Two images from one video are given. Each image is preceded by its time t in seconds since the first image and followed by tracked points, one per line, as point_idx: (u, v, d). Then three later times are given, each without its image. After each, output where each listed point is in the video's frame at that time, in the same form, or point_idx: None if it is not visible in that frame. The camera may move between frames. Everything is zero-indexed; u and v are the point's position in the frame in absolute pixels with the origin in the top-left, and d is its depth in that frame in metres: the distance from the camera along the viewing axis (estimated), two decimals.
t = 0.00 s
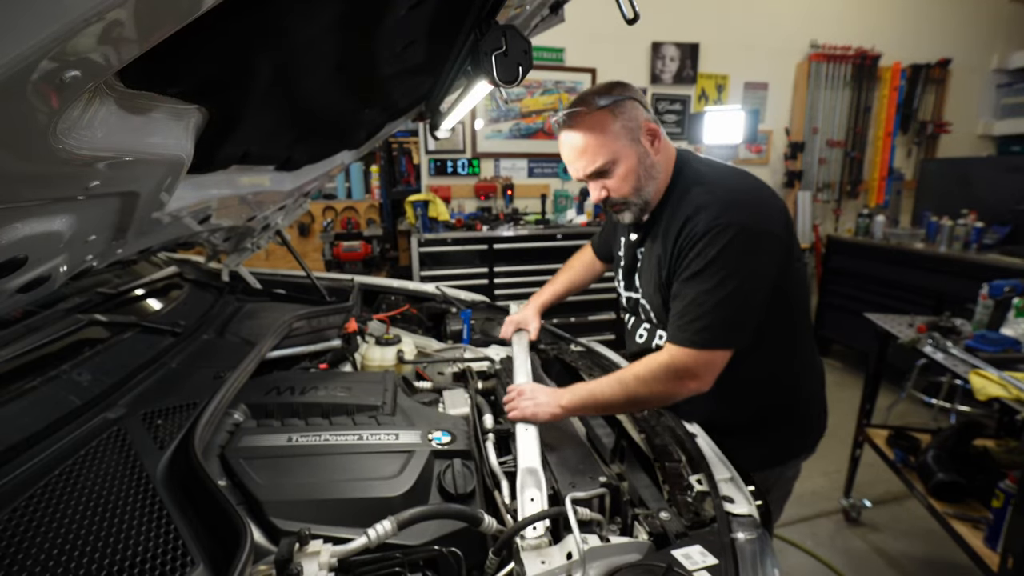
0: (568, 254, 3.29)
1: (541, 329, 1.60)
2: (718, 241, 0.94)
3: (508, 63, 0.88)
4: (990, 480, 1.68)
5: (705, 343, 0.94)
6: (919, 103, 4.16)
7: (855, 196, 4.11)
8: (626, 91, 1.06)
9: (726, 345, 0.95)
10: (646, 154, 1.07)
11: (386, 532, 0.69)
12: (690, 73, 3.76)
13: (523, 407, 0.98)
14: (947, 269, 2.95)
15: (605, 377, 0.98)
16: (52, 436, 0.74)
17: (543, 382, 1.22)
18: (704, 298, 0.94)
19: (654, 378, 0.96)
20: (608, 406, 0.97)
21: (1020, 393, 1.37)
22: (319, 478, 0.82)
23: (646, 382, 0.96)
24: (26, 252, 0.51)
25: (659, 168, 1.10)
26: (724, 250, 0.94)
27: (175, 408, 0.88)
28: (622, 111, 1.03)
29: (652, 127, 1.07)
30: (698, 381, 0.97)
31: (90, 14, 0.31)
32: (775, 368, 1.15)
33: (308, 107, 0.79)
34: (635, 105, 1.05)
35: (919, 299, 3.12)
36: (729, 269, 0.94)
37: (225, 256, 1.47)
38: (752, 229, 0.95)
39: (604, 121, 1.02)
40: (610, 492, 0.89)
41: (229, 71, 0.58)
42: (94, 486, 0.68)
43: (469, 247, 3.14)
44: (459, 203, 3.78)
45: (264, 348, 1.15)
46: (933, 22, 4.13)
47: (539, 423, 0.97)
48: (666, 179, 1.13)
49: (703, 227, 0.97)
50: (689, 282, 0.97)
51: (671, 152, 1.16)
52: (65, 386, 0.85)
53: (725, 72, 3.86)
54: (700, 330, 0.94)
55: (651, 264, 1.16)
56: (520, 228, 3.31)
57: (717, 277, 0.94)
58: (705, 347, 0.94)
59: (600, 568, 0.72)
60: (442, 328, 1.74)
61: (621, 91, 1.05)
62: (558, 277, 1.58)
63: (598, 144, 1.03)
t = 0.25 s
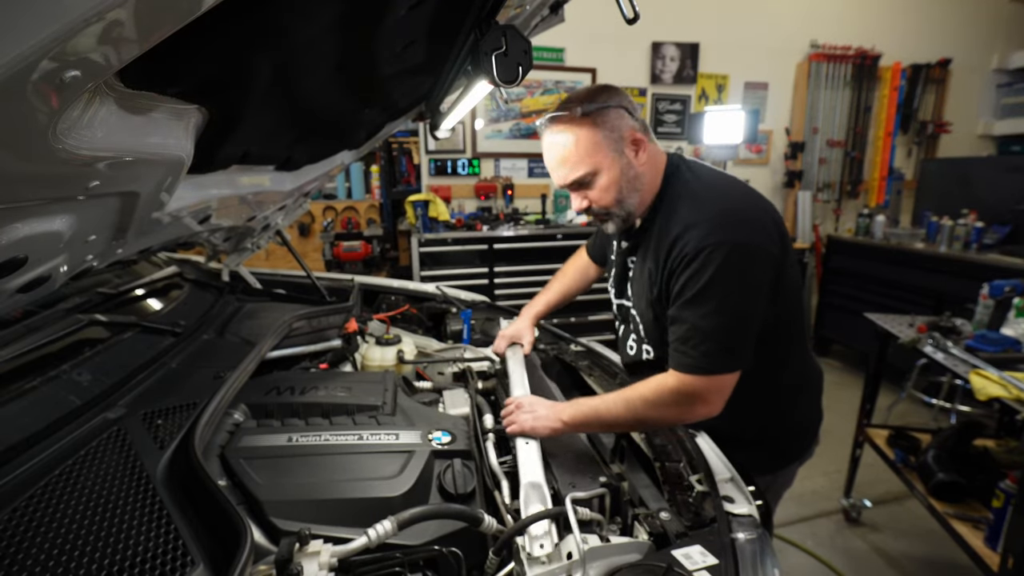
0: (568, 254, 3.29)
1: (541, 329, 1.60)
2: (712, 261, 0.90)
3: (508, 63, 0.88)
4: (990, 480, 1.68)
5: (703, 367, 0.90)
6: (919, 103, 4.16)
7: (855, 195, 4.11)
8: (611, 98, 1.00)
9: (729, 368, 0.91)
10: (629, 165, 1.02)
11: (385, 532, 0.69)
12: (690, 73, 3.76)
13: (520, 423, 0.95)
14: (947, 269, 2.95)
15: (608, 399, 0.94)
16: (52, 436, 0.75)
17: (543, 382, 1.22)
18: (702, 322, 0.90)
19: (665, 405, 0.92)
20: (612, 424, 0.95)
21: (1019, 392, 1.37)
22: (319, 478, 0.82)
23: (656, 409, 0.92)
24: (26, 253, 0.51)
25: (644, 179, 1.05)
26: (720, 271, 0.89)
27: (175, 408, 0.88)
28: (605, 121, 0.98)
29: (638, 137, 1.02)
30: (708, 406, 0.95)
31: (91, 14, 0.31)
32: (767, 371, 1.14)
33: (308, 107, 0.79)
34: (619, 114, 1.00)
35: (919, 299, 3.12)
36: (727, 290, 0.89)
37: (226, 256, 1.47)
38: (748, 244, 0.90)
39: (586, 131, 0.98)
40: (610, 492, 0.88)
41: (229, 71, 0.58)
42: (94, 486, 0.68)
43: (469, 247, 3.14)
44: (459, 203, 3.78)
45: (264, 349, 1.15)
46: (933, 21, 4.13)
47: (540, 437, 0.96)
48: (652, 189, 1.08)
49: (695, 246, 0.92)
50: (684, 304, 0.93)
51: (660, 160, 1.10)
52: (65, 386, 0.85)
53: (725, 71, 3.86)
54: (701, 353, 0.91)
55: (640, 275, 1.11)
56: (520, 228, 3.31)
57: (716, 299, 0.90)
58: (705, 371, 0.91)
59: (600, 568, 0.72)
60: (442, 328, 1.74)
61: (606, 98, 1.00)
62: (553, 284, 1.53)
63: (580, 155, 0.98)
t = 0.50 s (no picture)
0: (568, 254, 3.29)
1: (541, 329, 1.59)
2: (718, 269, 0.89)
3: (508, 63, 0.88)
4: (990, 480, 1.68)
5: (711, 376, 0.90)
6: (919, 103, 4.16)
7: (855, 195, 4.11)
8: (587, 120, 0.97)
9: (739, 377, 0.91)
10: (599, 189, 1.01)
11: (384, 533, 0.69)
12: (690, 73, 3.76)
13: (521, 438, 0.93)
14: (947, 269, 2.96)
15: (615, 410, 0.92)
16: (52, 436, 0.75)
17: (544, 383, 1.21)
18: (710, 331, 0.90)
19: (675, 415, 0.91)
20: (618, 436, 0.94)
21: (1020, 392, 1.37)
22: (319, 478, 0.82)
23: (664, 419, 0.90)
24: (26, 253, 0.51)
25: (619, 199, 1.03)
26: (728, 279, 0.89)
27: (175, 408, 0.88)
28: (572, 147, 0.97)
29: (610, 163, 0.98)
30: (717, 417, 0.94)
31: (91, 14, 0.31)
32: (766, 372, 1.14)
33: (308, 107, 0.79)
34: (590, 140, 0.96)
35: (919, 299, 3.12)
36: (735, 298, 0.89)
37: (226, 256, 1.47)
38: (753, 251, 0.90)
39: (555, 153, 0.99)
40: (610, 492, 0.88)
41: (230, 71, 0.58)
42: (94, 486, 0.68)
43: (469, 247, 3.14)
44: (459, 203, 3.78)
45: (264, 349, 1.15)
46: (933, 21, 4.13)
47: (542, 450, 0.94)
48: (633, 205, 1.06)
49: (701, 253, 0.91)
50: (692, 314, 0.92)
51: (648, 176, 1.04)
52: (65, 386, 0.85)
53: (725, 72, 3.86)
54: (711, 363, 0.90)
55: (641, 283, 1.10)
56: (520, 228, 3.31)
57: (723, 308, 0.89)
58: (712, 381, 0.90)
59: (600, 568, 0.72)
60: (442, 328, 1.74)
61: (581, 120, 0.97)
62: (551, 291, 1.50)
63: (548, 173, 1.03)
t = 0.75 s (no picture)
0: (569, 254, 3.29)
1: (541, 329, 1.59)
2: (714, 267, 0.89)
3: (508, 63, 0.88)
4: (990, 480, 1.68)
5: (703, 374, 0.90)
6: (919, 103, 4.16)
7: (855, 195, 4.11)
8: (587, 117, 0.97)
9: (730, 374, 0.91)
10: (598, 186, 1.01)
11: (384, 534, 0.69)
12: (690, 73, 3.76)
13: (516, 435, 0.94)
14: (947, 269, 2.96)
15: (607, 407, 0.93)
16: (52, 436, 0.75)
17: (544, 383, 1.21)
18: (705, 328, 0.90)
19: (666, 413, 0.91)
20: (610, 433, 0.94)
21: (1019, 392, 1.37)
22: (319, 477, 0.82)
23: (655, 416, 0.91)
24: (26, 252, 0.51)
25: (619, 197, 1.03)
26: (724, 277, 0.89)
27: (175, 408, 0.88)
28: (571, 144, 0.97)
29: (609, 161, 0.98)
30: (708, 414, 0.94)
31: (91, 14, 0.31)
32: (766, 371, 1.14)
33: (308, 107, 0.79)
34: (589, 137, 0.96)
35: (919, 299, 3.12)
36: (730, 295, 0.89)
37: (226, 256, 1.47)
38: (750, 250, 0.90)
39: (555, 149, 1.00)
40: (610, 492, 0.88)
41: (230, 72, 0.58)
42: (94, 486, 0.68)
43: (469, 247, 3.14)
44: (459, 203, 3.78)
45: (264, 349, 1.15)
46: (933, 21, 4.13)
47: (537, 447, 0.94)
48: (633, 204, 1.05)
49: (698, 252, 0.91)
50: (686, 310, 0.92)
51: (648, 175, 1.04)
52: (65, 386, 0.85)
53: (725, 72, 3.86)
54: (705, 360, 0.90)
55: (637, 280, 1.10)
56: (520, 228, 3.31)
57: (719, 305, 0.89)
58: (704, 379, 0.90)
59: (600, 568, 0.72)
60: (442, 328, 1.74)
61: (580, 117, 0.97)
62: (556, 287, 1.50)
63: (549, 171, 1.04)
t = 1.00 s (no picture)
0: (569, 254, 3.29)
1: (541, 330, 1.59)
2: (718, 267, 0.90)
3: (508, 63, 0.88)
4: (990, 480, 1.68)
5: (692, 367, 0.91)
6: (919, 103, 4.16)
7: (855, 195, 4.11)
8: (610, 105, 0.98)
9: (716, 372, 0.92)
10: (622, 176, 1.00)
11: (385, 534, 0.69)
12: (690, 72, 3.76)
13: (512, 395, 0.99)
14: (947, 269, 2.96)
15: (594, 382, 0.96)
16: (52, 436, 0.74)
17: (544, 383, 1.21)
18: (700, 323, 0.91)
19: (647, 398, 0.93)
20: (593, 405, 0.98)
21: (1019, 392, 1.37)
22: (318, 478, 0.82)
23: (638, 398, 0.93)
24: (26, 252, 0.51)
25: (639, 188, 1.03)
26: (727, 278, 0.90)
27: (175, 408, 0.88)
28: (596, 132, 0.96)
29: (633, 148, 0.99)
30: (686, 406, 0.96)
31: (90, 14, 0.31)
32: (767, 372, 1.14)
33: (308, 107, 0.79)
34: (614, 124, 0.97)
35: (919, 299, 3.12)
36: (730, 296, 0.90)
37: (226, 256, 1.47)
38: (756, 254, 0.91)
39: (575, 140, 0.97)
40: (610, 492, 0.88)
41: (233, 72, 0.58)
42: (94, 486, 0.68)
43: (469, 247, 3.14)
44: (459, 203, 3.77)
45: (264, 349, 1.15)
46: (933, 21, 4.13)
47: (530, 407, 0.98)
48: (649, 199, 1.06)
49: (705, 253, 0.92)
50: (686, 303, 0.93)
51: (662, 168, 1.06)
52: (64, 386, 0.85)
53: (725, 72, 3.86)
54: (691, 355, 0.91)
55: (643, 278, 1.11)
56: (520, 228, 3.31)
57: (719, 304, 0.90)
58: (691, 373, 0.92)
59: (600, 568, 0.72)
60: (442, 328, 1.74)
61: (604, 105, 0.97)
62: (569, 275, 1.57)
63: (566, 166, 0.99)
